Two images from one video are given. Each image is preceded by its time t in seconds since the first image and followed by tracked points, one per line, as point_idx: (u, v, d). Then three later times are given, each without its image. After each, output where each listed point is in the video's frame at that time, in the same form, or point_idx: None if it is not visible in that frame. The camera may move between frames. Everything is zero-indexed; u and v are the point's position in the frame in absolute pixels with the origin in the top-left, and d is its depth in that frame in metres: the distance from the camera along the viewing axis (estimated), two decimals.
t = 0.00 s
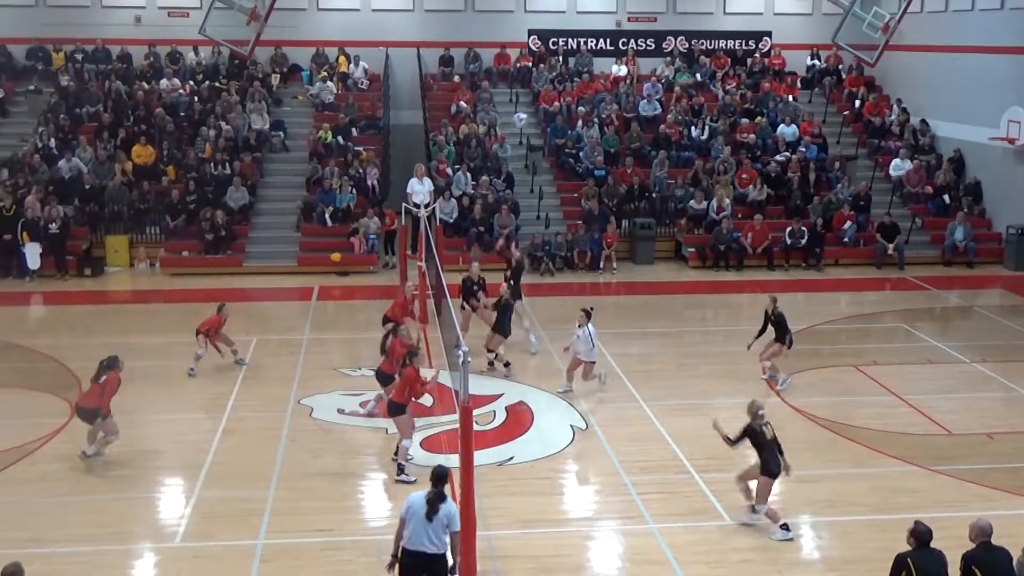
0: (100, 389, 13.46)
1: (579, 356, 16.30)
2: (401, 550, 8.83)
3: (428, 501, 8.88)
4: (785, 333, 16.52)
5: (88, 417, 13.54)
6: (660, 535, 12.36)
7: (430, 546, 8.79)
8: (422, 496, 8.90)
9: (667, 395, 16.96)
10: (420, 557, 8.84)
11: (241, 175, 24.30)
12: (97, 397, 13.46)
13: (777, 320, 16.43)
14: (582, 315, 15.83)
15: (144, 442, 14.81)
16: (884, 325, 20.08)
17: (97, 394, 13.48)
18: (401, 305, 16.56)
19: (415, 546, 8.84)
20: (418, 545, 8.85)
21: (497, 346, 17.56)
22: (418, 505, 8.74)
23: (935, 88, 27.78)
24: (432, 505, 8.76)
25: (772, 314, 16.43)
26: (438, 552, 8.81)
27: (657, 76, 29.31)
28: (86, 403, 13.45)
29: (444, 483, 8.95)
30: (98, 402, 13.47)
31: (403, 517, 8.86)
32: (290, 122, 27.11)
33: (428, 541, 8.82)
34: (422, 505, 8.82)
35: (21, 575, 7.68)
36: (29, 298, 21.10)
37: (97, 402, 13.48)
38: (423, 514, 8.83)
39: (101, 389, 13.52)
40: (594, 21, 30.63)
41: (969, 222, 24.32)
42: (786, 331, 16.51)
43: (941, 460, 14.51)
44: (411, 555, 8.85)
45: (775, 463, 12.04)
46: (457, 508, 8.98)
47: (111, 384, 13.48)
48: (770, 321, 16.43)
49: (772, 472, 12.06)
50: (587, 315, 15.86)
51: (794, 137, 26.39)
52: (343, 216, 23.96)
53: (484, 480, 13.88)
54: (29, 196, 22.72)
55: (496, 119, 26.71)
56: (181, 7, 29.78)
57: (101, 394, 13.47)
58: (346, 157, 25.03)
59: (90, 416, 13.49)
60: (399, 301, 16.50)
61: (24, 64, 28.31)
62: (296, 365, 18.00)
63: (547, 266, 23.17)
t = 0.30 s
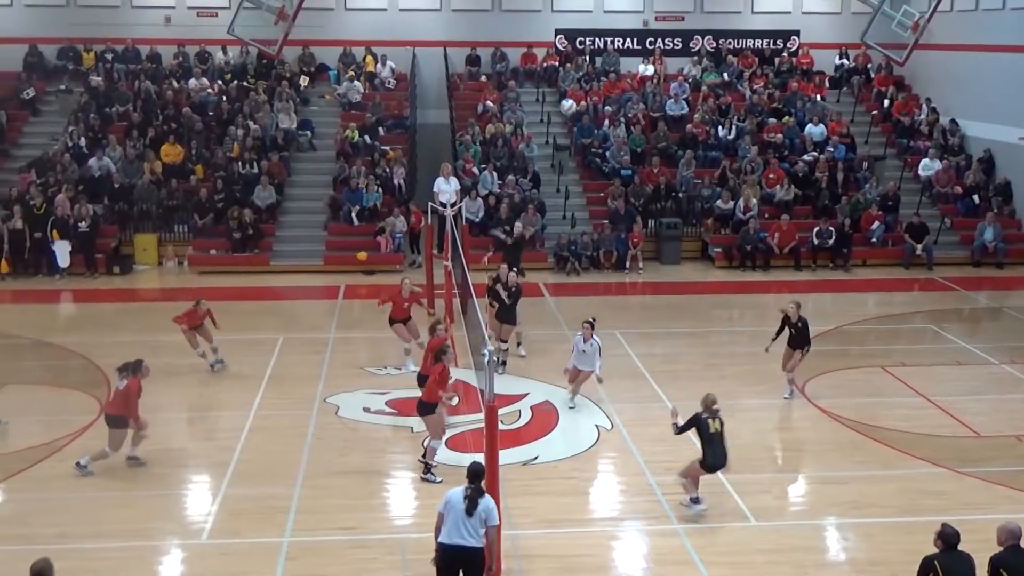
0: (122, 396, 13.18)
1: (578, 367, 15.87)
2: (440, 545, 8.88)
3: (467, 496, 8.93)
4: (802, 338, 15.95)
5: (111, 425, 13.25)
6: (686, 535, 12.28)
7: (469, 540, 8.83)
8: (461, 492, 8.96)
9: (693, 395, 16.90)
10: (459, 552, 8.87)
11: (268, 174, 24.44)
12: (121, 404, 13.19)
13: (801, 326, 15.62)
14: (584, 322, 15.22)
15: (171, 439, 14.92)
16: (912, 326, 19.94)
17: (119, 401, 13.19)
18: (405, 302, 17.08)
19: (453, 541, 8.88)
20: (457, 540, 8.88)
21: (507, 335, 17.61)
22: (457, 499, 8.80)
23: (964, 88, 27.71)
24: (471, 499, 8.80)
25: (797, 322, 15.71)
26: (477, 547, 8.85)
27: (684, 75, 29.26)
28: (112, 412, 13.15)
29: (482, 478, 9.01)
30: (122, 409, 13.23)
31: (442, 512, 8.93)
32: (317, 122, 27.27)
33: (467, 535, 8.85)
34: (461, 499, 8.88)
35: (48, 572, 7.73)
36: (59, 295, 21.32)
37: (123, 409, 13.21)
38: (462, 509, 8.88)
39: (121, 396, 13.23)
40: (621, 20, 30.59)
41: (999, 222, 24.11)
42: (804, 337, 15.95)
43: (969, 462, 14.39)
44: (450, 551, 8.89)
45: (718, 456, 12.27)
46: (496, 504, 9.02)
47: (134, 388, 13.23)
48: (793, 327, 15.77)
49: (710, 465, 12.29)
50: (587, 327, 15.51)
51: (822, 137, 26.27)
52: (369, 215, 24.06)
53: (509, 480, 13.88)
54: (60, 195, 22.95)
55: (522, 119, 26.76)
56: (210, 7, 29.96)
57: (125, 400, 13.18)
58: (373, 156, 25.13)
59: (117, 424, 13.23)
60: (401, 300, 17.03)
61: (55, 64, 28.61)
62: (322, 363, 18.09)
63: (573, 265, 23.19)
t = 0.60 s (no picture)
0: (177, 394, 12.97)
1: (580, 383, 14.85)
2: (460, 545, 8.89)
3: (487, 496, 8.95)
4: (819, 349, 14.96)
5: (155, 421, 12.91)
6: (702, 535, 12.24)
7: (489, 539, 8.84)
8: (480, 492, 8.99)
9: (710, 395, 16.86)
10: (480, 551, 8.87)
11: (286, 174, 24.54)
12: (174, 402, 12.95)
13: (812, 334, 14.82)
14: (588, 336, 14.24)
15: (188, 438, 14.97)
16: (930, 327, 19.84)
17: (172, 399, 12.95)
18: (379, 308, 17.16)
19: (474, 541, 8.90)
20: (478, 539, 8.89)
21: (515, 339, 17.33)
22: (475, 499, 8.83)
23: (985, 87, 27.63)
24: (490, 497, 8.82)
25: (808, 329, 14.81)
26: (498, 546, 8.85)
27: (702, 75, 29.22)
28: (162, 406, 12.85)
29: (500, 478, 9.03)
30: (171, 407, 12.97)
31: (462, 513, 8.96)
32: (334, 121, 27.37)
33: (487, 533, 8.86)
34: (479, 499, 8.90)
35: (67, 569, 7.86)
36: (77, 293, 21.46)
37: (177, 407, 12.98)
38: (481, 509, 8.90)
39: (173, 394, 13.00)
40: (638, 19, 30.56)
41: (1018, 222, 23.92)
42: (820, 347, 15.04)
43: (986, 464, 14.31)
44: (471, 551, 8.90)
45: (669, 405, 12.60)
46: (515, 502, 9.02)
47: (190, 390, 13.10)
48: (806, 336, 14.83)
49: (664, 415, 12.63)
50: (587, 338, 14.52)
51: (840, 136, 26.20)
52: (386, 215, 24.12)
53: (525, 479, 13.87)
54: (78, 194, 23.09)
55: (539, 118, 26.78)
56: (227, 7, 30.07)
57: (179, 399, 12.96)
58: (390, 156, 25.19)
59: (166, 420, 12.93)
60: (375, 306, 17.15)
61: (74, 64, 28.78)
62: (339, 362, 18.15)
63: (589, 265, 23.19)
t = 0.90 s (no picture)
0: (238, 385, 13.29)
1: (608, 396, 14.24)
2: (478, 545, 8.89)
3: (506, 495, 8.95)
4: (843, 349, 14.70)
5: (228, 414, 13.37)
6: (721, 536, 12.22)
7: (508, 538, 8.84)
8: (499, 492, 8.99)
9: (729, 396, 16.83)
10: (499, 551, 8.86)
11: (306, 173, 24.64)
12: (237, 393, 13.32)
13: (835, 334, 14.62)
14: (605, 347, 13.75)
15: (208, 435, 15.06)
16: (951, 328, 19.73)
17: (235, 392, 13.32)
18: (344, 300, 16.98)
19: (492, 541, 8.89)
20: (496, 539, 8.88)
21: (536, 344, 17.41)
22: (495, 498, 8.83)
23: (1009, 87, 27.49)
24: (510, 497, 8.82)
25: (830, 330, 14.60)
26: (517, 546, 8.85)
27: (722, 74, 29.16)
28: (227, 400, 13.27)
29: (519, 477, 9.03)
30: (239, 399, 13.37)
31: (480, 512, 8.95)
32: (355, 121, 27.45)
33: (506, 533, 8.86)
34: (498, 499, 8.90)
35: (88, 567, 7.96)
36: (98, 292, 21.60)
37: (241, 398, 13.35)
38: (500, 508, 8.90)
39: (237, 386, 13.37)
40: (658, 19, 30.51)
41: None
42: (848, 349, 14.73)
43: (1008, 466, 14.22)
44: (489, 550, 8.89)
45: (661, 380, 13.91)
46: (534, 501, 9.02)
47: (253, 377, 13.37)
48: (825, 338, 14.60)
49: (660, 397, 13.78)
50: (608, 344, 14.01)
51: (861, 136, 26.09)
52: (405, 214, 24.21)
53: (544, 479, 13.88)
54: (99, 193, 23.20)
55: (559, 117, 26.76)
56: (249, 6, 30.20)
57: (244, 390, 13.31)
58: (409, 155, 25.25)
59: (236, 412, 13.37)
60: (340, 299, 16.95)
61: (96, 63, 28.97)
62: (358, 360, 18.20)
63: (609, 265, 23.18)
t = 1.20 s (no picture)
0: (290, 391, 13.48)
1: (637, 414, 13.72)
2: (496, 545, 8.89)
3: (524, 495, 8.96)
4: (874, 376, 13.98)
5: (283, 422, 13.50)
6: (740, 537, 12.19)
7: (526, 538, 8.85)
8: (517, 491, 9.00)
9: (749, 396, 16.78)
10: (516, 550, 8.87)
11: (325, 172, 24.72)
12: (290, 400, 13.49)
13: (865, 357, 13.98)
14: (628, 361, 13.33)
15: (228, 434, 15.13)
16: (972, 329, 19.61)
17: (289, 399, 13.50)
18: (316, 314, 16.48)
19: (510, 540, 8.90)
20: (513, 539, 8.89)
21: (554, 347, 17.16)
22: (513, 498, 8.84)
23: None
24: (528, 497, 8.83)
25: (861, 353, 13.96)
26: (534, 546, 8.86)
27: (742, 74, 29.10)
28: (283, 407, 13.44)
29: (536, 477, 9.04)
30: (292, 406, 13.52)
31: (498, 512, 8.95)
32: (374, 121, 27.54)
33: (523, 532, 8.87)
34: (516, 499, 8.91)
35: (107, 566, 8.08)
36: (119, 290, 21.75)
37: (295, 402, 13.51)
38: (518, 508, 8.91)
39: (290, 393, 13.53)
40: (678, 18, 30.46)
41: None
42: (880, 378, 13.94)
43: None
44: (506, 549, 8.90)
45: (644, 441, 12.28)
46: (552, 501, 9.04)
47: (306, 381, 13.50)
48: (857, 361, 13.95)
49: (640, 441, 12.20)
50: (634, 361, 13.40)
51: (881, 136, 25.98)
52: (424, 214, 24.29)
53: (563, 479, 13.88)
54: (119, 192, 23.27)
55: (579, 117, 26.76)
56: (269, 6, 30.34)
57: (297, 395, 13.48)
58: (428, 155, 25.30)
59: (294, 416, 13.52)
60: (311, 310, 16.53)
61: (118, 63, 29.16)
62: (377, 360, 18.25)
63: (628, 265, 23.17)
